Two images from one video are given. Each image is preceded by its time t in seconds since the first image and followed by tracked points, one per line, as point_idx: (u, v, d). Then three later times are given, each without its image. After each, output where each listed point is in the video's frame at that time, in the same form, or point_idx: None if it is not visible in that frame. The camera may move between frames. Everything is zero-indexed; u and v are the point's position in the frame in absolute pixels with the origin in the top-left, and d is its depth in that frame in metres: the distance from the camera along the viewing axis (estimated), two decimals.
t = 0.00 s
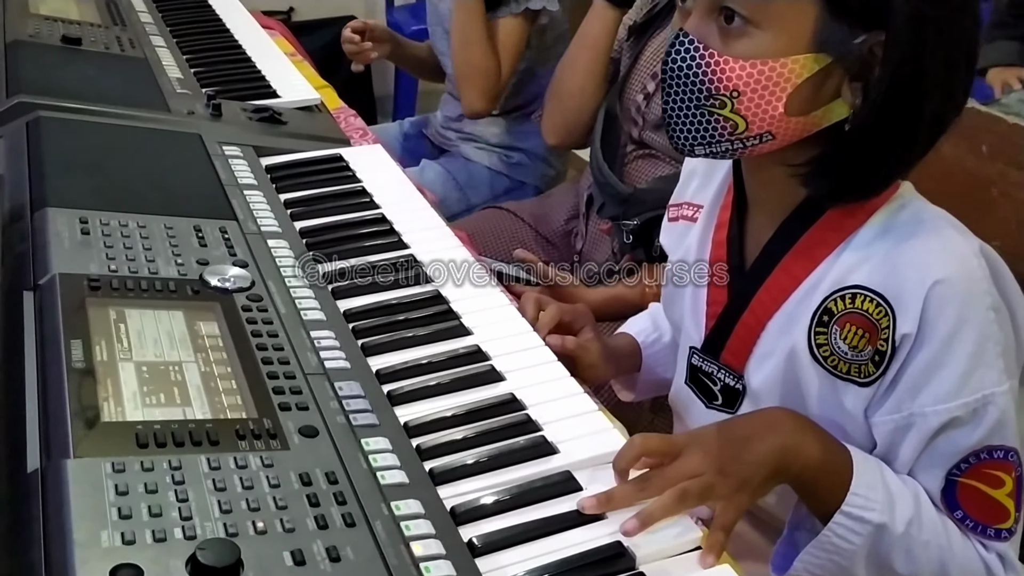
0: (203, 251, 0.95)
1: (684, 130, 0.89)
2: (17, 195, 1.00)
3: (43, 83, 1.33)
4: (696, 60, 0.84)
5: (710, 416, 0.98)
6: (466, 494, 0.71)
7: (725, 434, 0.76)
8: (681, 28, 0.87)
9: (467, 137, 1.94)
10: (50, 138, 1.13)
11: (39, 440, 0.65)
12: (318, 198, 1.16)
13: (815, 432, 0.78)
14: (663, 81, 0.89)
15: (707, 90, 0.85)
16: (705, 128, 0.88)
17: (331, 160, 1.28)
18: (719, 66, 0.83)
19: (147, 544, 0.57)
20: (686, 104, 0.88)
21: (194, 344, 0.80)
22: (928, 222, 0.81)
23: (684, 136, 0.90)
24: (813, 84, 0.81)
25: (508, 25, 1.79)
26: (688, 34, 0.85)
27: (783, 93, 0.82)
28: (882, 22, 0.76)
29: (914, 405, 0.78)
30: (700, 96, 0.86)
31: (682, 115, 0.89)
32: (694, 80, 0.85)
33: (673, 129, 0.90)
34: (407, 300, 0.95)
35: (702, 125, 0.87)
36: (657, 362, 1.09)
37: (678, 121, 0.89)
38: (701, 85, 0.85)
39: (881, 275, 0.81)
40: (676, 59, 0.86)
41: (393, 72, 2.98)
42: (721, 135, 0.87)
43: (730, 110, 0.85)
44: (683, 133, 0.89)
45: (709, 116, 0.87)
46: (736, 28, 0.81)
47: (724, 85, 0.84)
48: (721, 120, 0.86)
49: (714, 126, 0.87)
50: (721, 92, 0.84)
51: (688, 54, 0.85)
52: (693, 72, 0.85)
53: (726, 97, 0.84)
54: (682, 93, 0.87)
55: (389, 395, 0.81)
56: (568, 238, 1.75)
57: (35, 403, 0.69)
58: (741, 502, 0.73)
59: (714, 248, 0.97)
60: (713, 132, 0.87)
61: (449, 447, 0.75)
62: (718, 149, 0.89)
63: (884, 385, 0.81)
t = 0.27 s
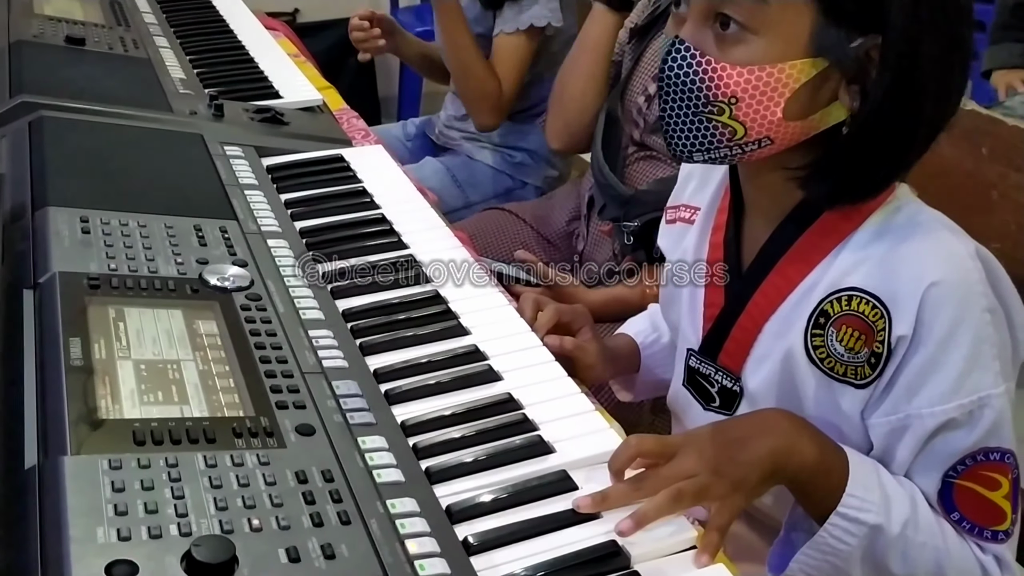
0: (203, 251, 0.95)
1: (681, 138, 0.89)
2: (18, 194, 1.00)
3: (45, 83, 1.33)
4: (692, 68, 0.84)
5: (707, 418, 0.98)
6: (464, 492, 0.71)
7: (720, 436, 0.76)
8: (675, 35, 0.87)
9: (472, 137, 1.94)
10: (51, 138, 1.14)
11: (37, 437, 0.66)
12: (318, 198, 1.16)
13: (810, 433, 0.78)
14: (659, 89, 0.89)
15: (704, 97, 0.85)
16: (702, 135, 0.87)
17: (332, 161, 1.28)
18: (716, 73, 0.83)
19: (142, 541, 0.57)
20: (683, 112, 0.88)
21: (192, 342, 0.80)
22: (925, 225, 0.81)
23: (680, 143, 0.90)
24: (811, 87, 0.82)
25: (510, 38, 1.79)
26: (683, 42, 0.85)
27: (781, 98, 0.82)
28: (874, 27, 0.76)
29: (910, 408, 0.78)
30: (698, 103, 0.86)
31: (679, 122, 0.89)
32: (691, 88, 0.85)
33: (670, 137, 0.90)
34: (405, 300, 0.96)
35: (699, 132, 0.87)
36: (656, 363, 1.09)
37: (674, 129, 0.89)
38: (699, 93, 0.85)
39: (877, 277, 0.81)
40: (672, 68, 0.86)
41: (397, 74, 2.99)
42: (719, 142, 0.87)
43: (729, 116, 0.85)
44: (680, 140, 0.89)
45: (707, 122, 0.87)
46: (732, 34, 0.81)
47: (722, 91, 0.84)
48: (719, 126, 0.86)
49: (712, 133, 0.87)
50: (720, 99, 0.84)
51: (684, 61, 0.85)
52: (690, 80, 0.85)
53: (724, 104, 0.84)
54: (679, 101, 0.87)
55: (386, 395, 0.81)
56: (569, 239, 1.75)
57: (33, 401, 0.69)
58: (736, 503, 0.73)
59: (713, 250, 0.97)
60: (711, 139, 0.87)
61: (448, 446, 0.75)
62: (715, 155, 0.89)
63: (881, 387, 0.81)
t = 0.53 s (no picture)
0: (203, 250, 0.95)
1: (721, 162, 0.86)
2: (20, 194, 1.01)
3: (48, 83, 1.34)
4: (724, 99, 0.81)
5: (710, 416, 0.97)
6: (462, 490, 0.72)
7: (715, 436, 0.76)
8: (691, 66, 0.82)
9: (474, 136, 1.95)
10: (54, 139, 1.14)
11: (36, 435, 0.66)
12: (319, 198, 1.17)
13: (803, 434, 0.79)
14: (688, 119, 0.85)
15: (742, 122, 0.82)
16: (745, 157, 0.85)
17: (333, 161, 1.29)
18: (751, 99, 0.80)
19: (139, 538, 0.58)
20: (720, 137, 0.85)
21: (191, 341, 0.81)
22: (932, 226, 0.81)
23: (719, 166, 0.87)
24: (844, 92, 0.80)
25: (517, 37, 1.80)
26: (706, 74, 0.80)
27: (820, 109, 0.80)
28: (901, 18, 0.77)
29: (911, 408, 0.79)
30: (735, 129, 0.83)
31: (715, 146, 0.86)
32: (726, 116, 0.82)
33: (705, 158, 0.88)
34: (404, 300, 0.96)
35: (741, 155, 0.85)
36: (654, 364, 1.10)
37: (713, 153, 0.86)
38: (736, 119, 0.82)
39: (885, 277, 0.81)
40: (702, 100, 0.82)
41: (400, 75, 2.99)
42: (763, 160, 0.85)
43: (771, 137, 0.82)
44: (720, 164, 0.87)
45: (748, 145, 0.84)
46: (759, 59, 0.78)
47: (761, 114, 0.81)
48: (761, 146, 0.84)
49: (755, 153, 0.84)
50: (760, 122, 0.81)
51: (714, 93, 0.81)
52: (724, 110, 0.82)
53: (765, 126, 0.82)
54: (714, 128, 0.84)
55: (384, 394, 0.82)
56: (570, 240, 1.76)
57: (33, 399, 0.70)
58: (729, 502, 0.73)
59: (717, 248, 0.97)
60: (754, 159, 0.85)
61: (445, 445, 0.76)
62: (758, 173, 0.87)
63: (884, 387, 0.81)
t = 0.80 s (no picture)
0: (205, 253, 0.96)
1: (754, 167, 0.85)
2: (24, 197, 1.02)
3: (52, 87, 1.35)
4: (760, 105, 0.79)
5: (717, 413, 0.96)
6: (464, 491, 0.72)
7: (716, 436, 0.76)
8: (720, 78, 0.80)
9: (477, 140, 1.96)
10: (57, 142, 1.15)
11: (38, 437, 0.67)
12: (320, 201, 1.17)
13: (802, 437, 0.79)
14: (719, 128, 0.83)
15: (778, 127, 0.81)
16: (779, 160, 0.84)
17: (335, 165, 1.30)
18: (787, 102, 0.79)
19: (140, 538, 0.58)
20: (752, 142, 0.83)
21: (192, 343, 0.81)
22: (943, 221, 0.81)
23: (751, 172, 0.85)
24: (872, 86, 0.80)
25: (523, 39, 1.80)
26: (739, 84, 0.79)
27: (852, 104, 0.79)
28: (923, 9, 0.79)
29: (920, 405, 0.78)
30: (770, 134, 0.81)
31: (747, 151, 0.84)
32: (761, 122, 0.80)
33: (738, 166, 0.86)
34: (404, 302, 0.97)
35: (775, 158, 0.83)
36: (653, 367, 1.10)
37: (743, 159, 0.85)
38: (770, 124, 0.81)
39: (896, 273, 0.80)
40: (737, 109, 0.80)
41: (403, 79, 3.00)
42: (798, 162, 0.83)
43: (806, 138, 0.81)
44: (753, 169, 0.85)
45: (783, 149, 0.83)
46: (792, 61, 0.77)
47: (797, 116, 0.80)
48: (795, 148, 0.82)
49: (790, 156, 0.83)
50: (796, 124, 0.80)
51: (748, 102, 0.79)
52: (759, 116, 0.80)
53: (801, 127, 0.80)
54: (747, 134, 0.83)
55: (384, 396, 0.82)
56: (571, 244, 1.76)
57: (35, 401, 0.70)
58: (729, 502, 0.73)
59: (725, 247, 0.95)
60: (789, 162, 0.83)
61: (445, 448, 0.76)
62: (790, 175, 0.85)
63: (893, 384, 0.80)
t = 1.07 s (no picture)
0: (204, 252, 0.97)
1: (758, 149, 0.85)
2: (24, 196, 1.02)
3: (53, 87, 1.35)
4: (767, 85, 0.80)
5: (718, 405, 0.93)
6: (460, 488, 0.73)
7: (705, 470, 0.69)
8: (730, 58, 0.81)
9: (477, 142, 1.95)
10: (58, 141, 1.15)
11: (36, 433, 0.67)
12: (320, 201, 1.18)
13: (789, 484, 0.73)
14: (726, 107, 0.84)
15: (783, 108, 0.81)
16: (784, 142, 0.84)
17: (334, 165, 1.30)
18: (794, 85, 0.79)
19: (136, 533, 0.59)
20: (758, 124, 0.83)
21: (190, 341, 0.82)
22: (950, 210, 0.80)
23: (756, 155, 0.86)
24: (880, 75, 0.80)
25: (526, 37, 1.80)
26: (748, 64, 0.79)
27: (859, 91, 0.79)
28: None
29: (928, 389, 0.73)
30: (776, 115, 0.82)
31: (752, 133, 0.85)
32: (767, 102, 0.81)
33: (743, 148, 0.86)
34: (402, 301, 0.97)
35: (780, 141, 0.84)
36: (650, 367, 1.10)
37: (748, 141, 0.85)
38: (776, 105, 0.81)
39: (902, 259, 0.79)
40: (744, 90, 0.81)
41: (404, 81, 3.01)
42: (802, 146, 0.83)
43: (810, 122, 0.81)
44: (758, 152, 0.85)
45: (787, 132, 0.83)
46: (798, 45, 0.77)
47: (803, 99, 0.80)
48: (800, 132, 0.83)
49: (794, 140, 0.83)
50: (801, 107, 0.80)
51: (755, 82, 0.80)
52: (765, 96, 0.81)
53: (806, 111, 0.80)
54: (753, 115, 0.83)
55: (382, 394, 0.83)
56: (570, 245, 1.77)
57: (33, 398, 0.70)
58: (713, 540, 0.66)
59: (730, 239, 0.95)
60: (793, 145, 0.84)
61: (441, 445, 0.76)
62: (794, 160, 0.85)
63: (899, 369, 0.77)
